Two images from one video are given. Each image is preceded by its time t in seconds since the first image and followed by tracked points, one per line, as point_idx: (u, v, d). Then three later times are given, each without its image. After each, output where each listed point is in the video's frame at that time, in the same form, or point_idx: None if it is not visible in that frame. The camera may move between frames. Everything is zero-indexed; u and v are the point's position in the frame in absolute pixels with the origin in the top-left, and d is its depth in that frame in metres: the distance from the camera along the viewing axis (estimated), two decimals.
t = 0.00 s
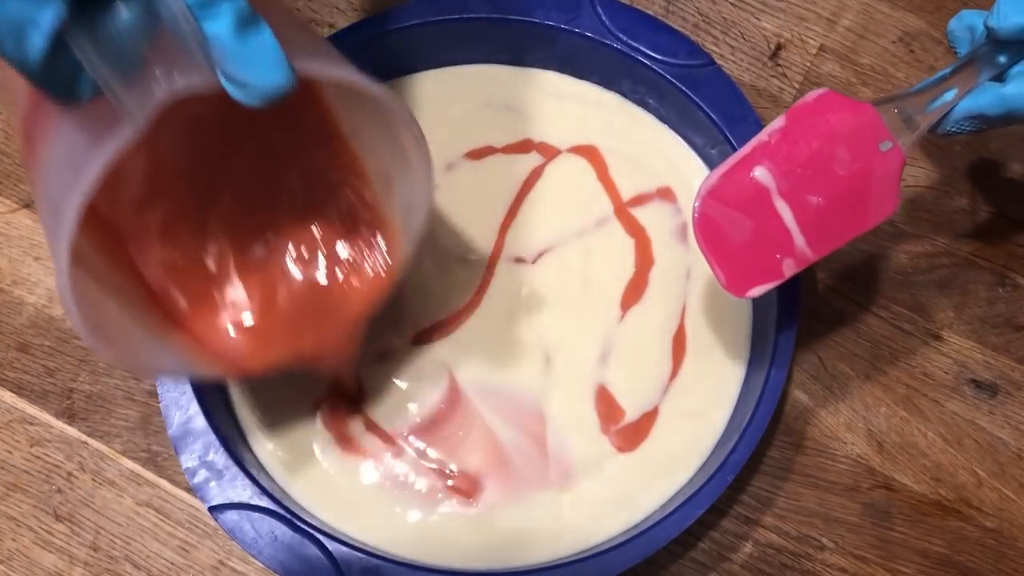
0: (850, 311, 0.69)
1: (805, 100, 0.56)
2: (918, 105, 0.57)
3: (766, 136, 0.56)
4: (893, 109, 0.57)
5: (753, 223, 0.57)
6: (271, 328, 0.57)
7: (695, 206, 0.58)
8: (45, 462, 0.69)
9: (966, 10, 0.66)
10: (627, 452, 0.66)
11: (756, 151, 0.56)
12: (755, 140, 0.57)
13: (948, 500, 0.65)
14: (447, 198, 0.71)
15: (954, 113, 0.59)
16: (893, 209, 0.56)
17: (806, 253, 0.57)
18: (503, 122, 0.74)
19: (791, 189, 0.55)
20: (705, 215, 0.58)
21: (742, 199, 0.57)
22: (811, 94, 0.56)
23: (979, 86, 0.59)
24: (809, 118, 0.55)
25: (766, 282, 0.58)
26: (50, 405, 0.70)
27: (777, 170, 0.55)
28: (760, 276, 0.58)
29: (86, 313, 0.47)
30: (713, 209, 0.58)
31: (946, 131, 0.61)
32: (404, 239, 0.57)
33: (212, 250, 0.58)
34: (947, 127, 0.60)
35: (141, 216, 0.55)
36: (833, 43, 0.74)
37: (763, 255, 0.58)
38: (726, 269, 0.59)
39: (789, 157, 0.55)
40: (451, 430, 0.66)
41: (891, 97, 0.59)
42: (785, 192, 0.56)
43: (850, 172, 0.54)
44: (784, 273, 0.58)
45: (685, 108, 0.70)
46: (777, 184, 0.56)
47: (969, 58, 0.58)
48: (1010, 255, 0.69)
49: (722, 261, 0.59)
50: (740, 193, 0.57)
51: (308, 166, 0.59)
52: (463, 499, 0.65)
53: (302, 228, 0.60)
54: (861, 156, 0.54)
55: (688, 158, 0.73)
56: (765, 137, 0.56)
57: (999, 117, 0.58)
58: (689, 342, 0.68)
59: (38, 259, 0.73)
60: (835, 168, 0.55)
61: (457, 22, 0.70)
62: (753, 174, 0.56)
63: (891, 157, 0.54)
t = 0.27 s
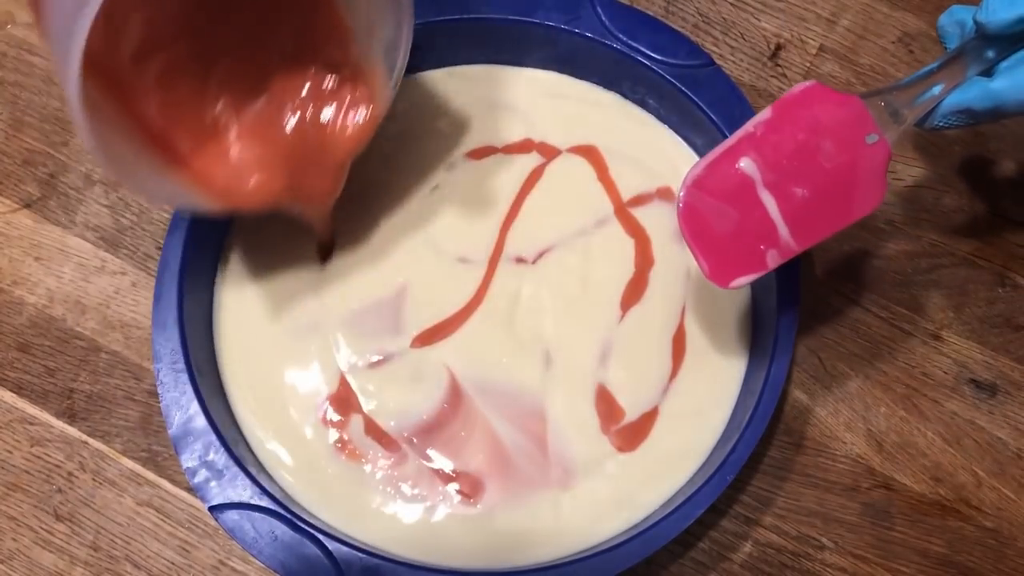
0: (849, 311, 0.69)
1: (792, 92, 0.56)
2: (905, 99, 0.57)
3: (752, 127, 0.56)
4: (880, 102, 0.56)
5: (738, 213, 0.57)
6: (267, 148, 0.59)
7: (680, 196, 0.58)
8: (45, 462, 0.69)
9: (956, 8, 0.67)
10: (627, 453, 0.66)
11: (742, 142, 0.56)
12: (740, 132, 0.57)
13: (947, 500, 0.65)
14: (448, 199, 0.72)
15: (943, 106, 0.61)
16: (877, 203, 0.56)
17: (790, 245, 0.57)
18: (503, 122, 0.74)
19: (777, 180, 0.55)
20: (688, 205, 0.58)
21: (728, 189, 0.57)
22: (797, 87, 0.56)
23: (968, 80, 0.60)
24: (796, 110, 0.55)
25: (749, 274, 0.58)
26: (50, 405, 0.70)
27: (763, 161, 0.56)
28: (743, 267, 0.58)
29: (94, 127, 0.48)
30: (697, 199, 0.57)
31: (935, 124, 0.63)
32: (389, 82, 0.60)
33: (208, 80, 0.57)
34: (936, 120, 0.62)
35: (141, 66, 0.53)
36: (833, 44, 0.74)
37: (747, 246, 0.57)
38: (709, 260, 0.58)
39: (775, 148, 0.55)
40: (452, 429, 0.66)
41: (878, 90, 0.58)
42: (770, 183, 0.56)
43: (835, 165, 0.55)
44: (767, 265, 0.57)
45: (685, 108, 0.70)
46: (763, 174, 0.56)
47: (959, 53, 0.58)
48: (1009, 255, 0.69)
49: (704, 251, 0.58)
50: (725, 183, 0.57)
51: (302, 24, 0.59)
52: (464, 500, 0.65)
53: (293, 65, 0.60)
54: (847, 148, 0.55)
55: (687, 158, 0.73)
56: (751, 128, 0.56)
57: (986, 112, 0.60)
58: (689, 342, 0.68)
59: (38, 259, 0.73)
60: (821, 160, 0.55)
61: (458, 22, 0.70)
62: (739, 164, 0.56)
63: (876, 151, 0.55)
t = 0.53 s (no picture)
0: (849, 311, 0.69)
1: (778, 81, 0.56)
2: (893, 90, 0.57)
3: (738, 116, 0.56)
4: (867, 93, 0.57)
5: (723, 203, 0.57)
6: (362, 44, 0.63)
7: (664, 185, 0.58)
8: (45, 462, 0.69)
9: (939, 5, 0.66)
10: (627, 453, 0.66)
11: (728, 132, 0.56)
12: (726, 120, 0.56)
13: (947, 500, 0.65)
14: (448, 199, 0.72)
15: (929, 99, 0.61)
16: (862, 195, 0.57)
17: (774, 235, 0.57)
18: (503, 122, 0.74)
19: (762, 170, 0.55)
20: (673, 194, 0.57)
21: (713, 179, 0.56)
22: (784, 76, 0.56)
23: (954, 73, 0.60)
24: (782, 99, 0.55)
25: (732, 263, 0.58)
26: (50, 405, 0.70)
27: (748, 151, 0.55)
28: (726, 256, 0.58)
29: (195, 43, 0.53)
30: (682, 187, 0.57)
31: (921, 117, 0.63)
32: None
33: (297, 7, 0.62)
34: (922, 113, 0.63)
35: None
36: (833, 44, 0.74)
37: (731, 236, 0.57)
38: (693, 249, 0.58)
39: (761, 138, 0.55)
40: (453, 429, 0.66)
41: (866, 81, 0.58)
42: (756, 173, 0.55)
43: (821, 155, 0.55)
44: (750, 255, 0.57)
45: (685, 108, 0.70)
46: (748, 165, 0.55)
47: (945, 46, 0.58)
48: (1009, 255, 0.69)
49: (688, 240, 0.58)
50: (711, 173, 0.56)
51: None
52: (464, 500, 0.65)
53: None
54: (834, 140, 0.54)
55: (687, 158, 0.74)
56: (737, 118, 0.56)
57: (972, 105, 0.60)
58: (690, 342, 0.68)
59: (38, 259, 0.73)
60: (806, 151, 0.55)
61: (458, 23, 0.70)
62: (724, 154, 0.56)
63: (862, 143, 0.55)
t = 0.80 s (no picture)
0: (849, 311, 0.69)
1: (780, 72, 0.55)
2: (892, 82, 0.56)
3: (739, 106, 0.56)
4: (867, 84, 0.56)
5: (723, 193, 0.57)
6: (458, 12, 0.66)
7: (666, 174, 0.58)
8: (45, 462, 0.69)
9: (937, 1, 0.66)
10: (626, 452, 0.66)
11: (728, 122, 0.56)
12: (727, 111, 0.57)
13: (947, 500, 0.65)
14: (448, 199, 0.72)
15: (930, 91, 0.62)
16: (863, 185, 0.56)
17: (774, 225, 0.57)
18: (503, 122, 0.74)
19: (762, 160, 0.55)
20: (674, 183, 0.58)
21: (713, 169, 0.56)
22: (786, 66, 0.56)
23: (955, 65, 0.61)
24: (783, 90, 0.55)
25: (733, 253, 0.58)
26: (50, 405, 0.70)
27: (748, 141, 0.55)
28: (727, 246, 0.58)
29: None
30: (683, 176, 0.57)
31: (922, 109, 0.64)
32: None
33: None
34: (923, 104, 0.63)
35: None
36: (833, 44, 0.74)
37: (731, 226, 0.57)
38: (694, 238, 0.59)
39: (761, 128, 0.55)
40: (453, 429, 0.66)
41: (866, 72, 0.58)
42: (756, 163, 0.55)
43: (821, 146, 0.54)
44: (751, 245, 0.58)
45: (685, 108, 0.70)
46: (748, 155, 0.55)
47: (946, 37, 0.57)
48: (1008, 255, 0.69)
49: (689, 230, 0.59)
50: (711, 162, 0.56)
51: None
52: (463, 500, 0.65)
53: None
54: (833, 130, 0.54)
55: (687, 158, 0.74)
56: (738, 108, 0.56)
57: (973, 97, 0.61)
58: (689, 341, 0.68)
59: (38, 259, 0.73)
60: (806, 141, 0.55)
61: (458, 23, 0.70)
62: (724, 144, 0.56)
63: (862, 133, 0.54)
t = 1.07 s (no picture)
0: (849, 310, 0.69)
1: (792, 70, 0.55)
2: (904, 79, 0.57)
3: (753, 105, 0.55)
4: (881, 82, 0.56)
5: (738, 192, 0.57)
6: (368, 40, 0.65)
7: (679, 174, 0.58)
8: (45, 462, 0.69)
9: None
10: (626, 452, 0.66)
11: (742, 121, 0.55)
12: (740, 109, 0.56)
13: (947, 500, 0.65)
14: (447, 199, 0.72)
15: (941, 87, 0.61)
16: (876, 182, 0.56)
17: (789, 223, 0.57)
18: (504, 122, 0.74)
19: (776, 159, 0.55)
20: (688, 182, 0.57)
21: (727, 168, 0.56)
22: (797, 64, 0.55)
23: (968, 61, 0.60)
24: (797, 88, 0.55)
25: (747, 251, 0.58)
26: (50, 405, 0.70)
27: (762, 140, 0.55)
28: (742, 244, 0.58)
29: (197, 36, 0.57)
30: (696, 175, 0.57)
31: (934, 105, 0.63)
32: None
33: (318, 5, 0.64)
34: (934, 101, 0.63)
35: None
36: (833, 44, 0.74)
37: (746, 225, 0.57)
38: (709, 237, 0.59)
39: (775, 127, 0.55)
40: (453, 429, 0.66)
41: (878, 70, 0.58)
42: (770, 162, 0.55)
43: (834, 144, 0.54)
44: (765, 243, 0.58)
45: (685, 108, 0.69)
46: (762, 153, 0.55)
47: (958, 34, 0.58)
48: (1009, 255, 0.69)
49: (704, 229, 0.59)
50: (725, 162, 0.56)
51: None
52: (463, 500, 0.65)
53: None
54: (847, 128, 0.54)
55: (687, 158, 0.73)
56: (751, 107, 0.55)
57: (984, 92, 0.61)
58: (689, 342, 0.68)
59: (38, 259, 0.73)
60: (820, 139, 0.54)
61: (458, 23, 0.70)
62: (738, 143, 0.55)
63: (876, 131, 0.54)
